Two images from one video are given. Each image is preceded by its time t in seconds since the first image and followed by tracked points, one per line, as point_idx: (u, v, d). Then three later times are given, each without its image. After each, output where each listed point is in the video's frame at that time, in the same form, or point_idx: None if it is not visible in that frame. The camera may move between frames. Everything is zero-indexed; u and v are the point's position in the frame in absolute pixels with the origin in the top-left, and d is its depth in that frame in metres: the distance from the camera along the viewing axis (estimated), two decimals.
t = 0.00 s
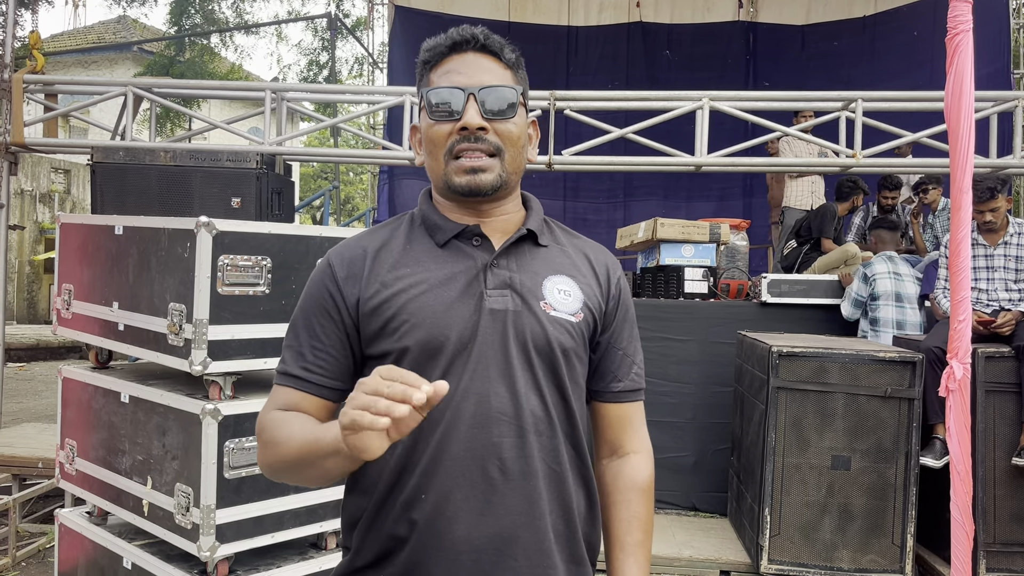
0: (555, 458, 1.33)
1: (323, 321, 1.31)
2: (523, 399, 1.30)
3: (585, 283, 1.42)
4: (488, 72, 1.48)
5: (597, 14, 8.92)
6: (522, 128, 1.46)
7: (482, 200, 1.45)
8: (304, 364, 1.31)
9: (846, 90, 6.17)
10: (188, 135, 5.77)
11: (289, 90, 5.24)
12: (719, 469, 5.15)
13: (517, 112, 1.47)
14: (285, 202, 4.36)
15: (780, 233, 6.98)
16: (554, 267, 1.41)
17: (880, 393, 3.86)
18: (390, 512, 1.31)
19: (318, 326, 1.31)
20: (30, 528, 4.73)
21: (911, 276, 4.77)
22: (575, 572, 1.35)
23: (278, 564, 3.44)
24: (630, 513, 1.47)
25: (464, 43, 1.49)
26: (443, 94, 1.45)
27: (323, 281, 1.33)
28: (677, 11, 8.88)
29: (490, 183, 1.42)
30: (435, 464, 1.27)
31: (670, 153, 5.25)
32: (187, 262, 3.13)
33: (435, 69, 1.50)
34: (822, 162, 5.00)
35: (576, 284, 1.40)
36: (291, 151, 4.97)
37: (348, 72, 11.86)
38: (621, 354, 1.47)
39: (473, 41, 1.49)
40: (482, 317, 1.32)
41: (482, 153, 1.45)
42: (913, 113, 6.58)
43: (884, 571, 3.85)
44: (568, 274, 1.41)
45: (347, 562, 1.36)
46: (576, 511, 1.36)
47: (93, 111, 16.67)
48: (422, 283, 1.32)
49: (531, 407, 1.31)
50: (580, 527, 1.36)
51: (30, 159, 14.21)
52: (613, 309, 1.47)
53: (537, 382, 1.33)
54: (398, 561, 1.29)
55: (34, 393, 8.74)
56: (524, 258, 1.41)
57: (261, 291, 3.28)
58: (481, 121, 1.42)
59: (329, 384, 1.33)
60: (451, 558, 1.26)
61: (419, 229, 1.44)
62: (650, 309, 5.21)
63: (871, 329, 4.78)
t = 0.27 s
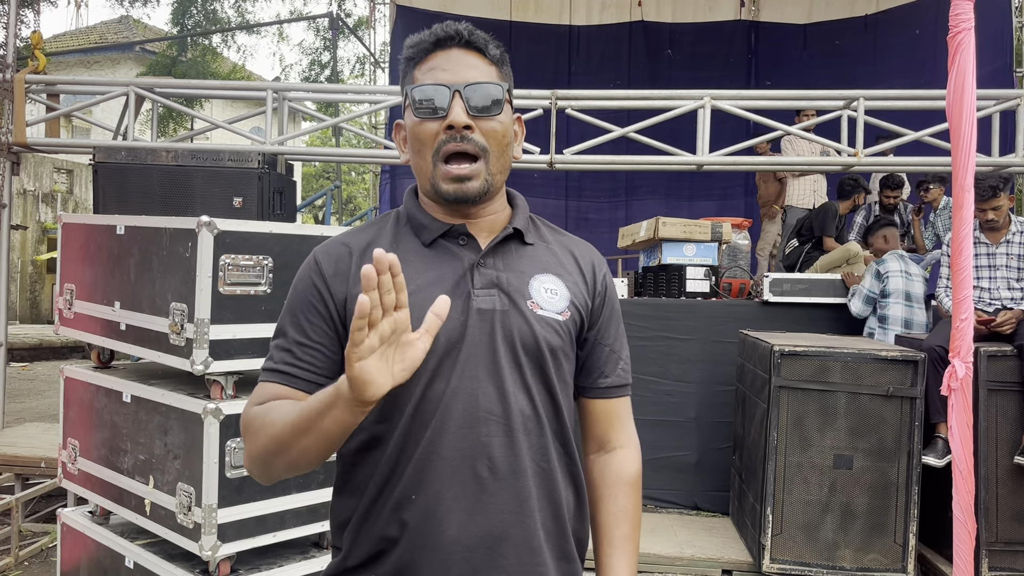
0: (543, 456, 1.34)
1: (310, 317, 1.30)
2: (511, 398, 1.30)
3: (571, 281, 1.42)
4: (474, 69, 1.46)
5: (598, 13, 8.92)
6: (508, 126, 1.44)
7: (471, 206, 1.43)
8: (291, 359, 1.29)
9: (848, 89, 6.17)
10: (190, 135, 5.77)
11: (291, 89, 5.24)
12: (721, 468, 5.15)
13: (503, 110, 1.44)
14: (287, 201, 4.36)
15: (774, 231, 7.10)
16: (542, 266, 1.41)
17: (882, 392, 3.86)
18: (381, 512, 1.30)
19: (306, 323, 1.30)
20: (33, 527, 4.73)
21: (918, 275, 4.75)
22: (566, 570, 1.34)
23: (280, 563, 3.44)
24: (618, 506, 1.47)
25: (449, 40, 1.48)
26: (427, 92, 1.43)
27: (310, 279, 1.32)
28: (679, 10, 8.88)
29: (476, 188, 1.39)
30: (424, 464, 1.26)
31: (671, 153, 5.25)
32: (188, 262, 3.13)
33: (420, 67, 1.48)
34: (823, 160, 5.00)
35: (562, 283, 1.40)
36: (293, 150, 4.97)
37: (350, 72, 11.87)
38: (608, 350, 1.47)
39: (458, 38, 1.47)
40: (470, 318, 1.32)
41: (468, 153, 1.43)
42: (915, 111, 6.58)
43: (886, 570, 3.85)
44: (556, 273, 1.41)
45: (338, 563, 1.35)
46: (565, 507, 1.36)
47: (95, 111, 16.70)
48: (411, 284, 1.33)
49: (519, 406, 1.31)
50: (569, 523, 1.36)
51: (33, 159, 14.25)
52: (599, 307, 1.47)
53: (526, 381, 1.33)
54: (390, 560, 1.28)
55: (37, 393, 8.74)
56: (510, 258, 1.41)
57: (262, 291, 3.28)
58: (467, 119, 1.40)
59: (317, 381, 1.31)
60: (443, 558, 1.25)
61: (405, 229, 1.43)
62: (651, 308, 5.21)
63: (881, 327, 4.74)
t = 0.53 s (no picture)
0: (528, 454, 1.30)
1: (289, 315, 1.27)
2: (494, 396, 1.27)
3: (553, 278, 1.40)
4: (458, 68, 1.44)
5: (600, 13, 8.94)
6: (492, 124, 1.42)
7: (452, 199, 1.40)
8: (271, 360, 1.27)
9: (850, 87, 6.17)
10: (193, 135, 5.78)
11: (293, 89, 5.25)
12: (723, 467, 5.15)
13: (488, 108, 1.43)
14: (289, 200, 4.37)
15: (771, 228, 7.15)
16: (523, 264, 1.38)
17: (885, 390, 3.86)
18: (366, 512, 1.25)
19: (285, 323, 1.27)
20: (36, 526, 4.75)
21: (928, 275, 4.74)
22: (551, 566, 1.31)
23: (282, 562, 3.45)
24: (602, 501, 1.44)
25: (433, 38, 1.46)
26: (411, 89, 1.40)
27: (289, 278, 1.29)
28: (680, 9, 8.88)
29: (462, 183, 1.38)
30: (408, 465, 1.22)
31: (673, 152, 5.25)
32: (190, 261, 3.14)
33: (403, 65, 1.45)
34: (825, 159, 4.99)
35: (544, 280, 1.37)
36: (296, 150, 4.98)
37: (352, 72, 11.89)
38: (589, 346, 1.45)
39: (441, 36, 1.45)
40: (452, 316, 1.28)
41: (452, 152, 1.41)
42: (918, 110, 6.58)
43: (888, 569, 3.85)
44: (537, 270, 1.38)
45: (323, 564, 1.31)
46: (550, 504, 1.32)
47: (97, 111, 16.73)
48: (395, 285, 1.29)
49: (502, 404, 1.28)
50: (554, 520, 1.33)
51: (36, 159, 14.29)
52: (580, 304, 1.45)
53: (509, 378, 1.29)
54: (377, 561, 1.23)
55: (41, 392, 8.77)
56: (493, 255, 1.38)
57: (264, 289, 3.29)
58: (452, 117, 1.38)
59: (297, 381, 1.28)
60: (429, 559, 1.20)
61: (386, 228, 1.40)
62: (653, 307, 5.21)
63: (894, 326, 4.74)
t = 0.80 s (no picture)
0: (508, 452, 1.27)
1: (269, 321, 1.24)
2: (473, 395, 1.24)
3: (532, 276, 1.37)
4: (435, 64, 1.42)
5: (602, 12, 8.95)
6: (471, 120, 1.40)
7: (432, 196, 1.38)
8: (252, 365, 1.23)
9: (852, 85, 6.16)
10: (196, 134, 5.79)
11: (296, 88, 5.26)
12: (726, 465, 5.16)
13: (468, 107, 1.41)
14: (291, 199, 4.38)
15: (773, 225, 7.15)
16: (502, 262, 1.36)
17: (887, 389, 3.86)
18: (346, 513, 1.22)
19: (264, 326, 1.23)
20: (40, 525, 4.76)
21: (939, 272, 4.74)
22: (532, 564, 1.29)
23: (285, 560, 3.45)
24: (582, 498, 1.42)
25: (410, 34, 1.43)
26: (389, 87, 1.37)
27: (267, 282, 1.25)
28: (682, 7, 8.88)
29: (442, 182, 1.35)
30: (387, 465, 1.20)
31: (675, 150, 5.25)
32: (193, 260, 3.14)
33: (380, 62, 1.42)
34: (828, 157, 4.98)
35: (524, 278, 1.35)
36: (298, 149, 4.98)
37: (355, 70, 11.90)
38: (569, 343, 1.42)
39: (419, 34, 1.42)
40: (431, 315, 1.25)
41: (432, 149, 1.38)
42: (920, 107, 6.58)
43: (892, 567, 3.85)
44: (516, 268, 1.36)
45: (303, 564, 1.28)
46: (530, 501, 1.30)
47: (100, 110, 16.77)
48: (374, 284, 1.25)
49: (482, 403, 1.25)
50: (534, 516, 1.30)
51: (39, 158, 14.33)
52: (560, 301, 1.42)
53: (488, 377, 1.26)
54: (356, 560, 1.20)
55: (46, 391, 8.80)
56: (471, 253, 1.36)
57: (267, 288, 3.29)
58: (432, 113, 1.35)
59: (278, 386, 1.25)
60: (409, 557, 1.18)
61: (364, 228, 1.36)
62: (656, 306, 5.21)
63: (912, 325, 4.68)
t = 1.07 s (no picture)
0: (490, 449, 1.27)
1: (247, 318, 1.24)
2: (454, 392, 1.23)
3: (513, 274, 1.35)
4: (411, 63, 1.41)
5: (604, 10, 8.95)
6: (448, 119, 1.39)
7: (410, 195, 1.37)
8: (231, 362, 1.23)
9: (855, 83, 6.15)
10: (199, 133, 5.79)
11: (299, 87, 5.25)
12: (730, 464, 5.15)
13: (444, 105, 1.40)
14: (295, 197, 4.39)
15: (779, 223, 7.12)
16: (483, 260, 1.35)
17: (891, 387, 3.85)
18: (329, 511, 1.22)
19: (243, 324, 1.24)
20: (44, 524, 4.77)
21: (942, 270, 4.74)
22: (515, 561, 1.28)
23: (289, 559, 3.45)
24: (565, 495, 1.40)
25: (386, 34, 1.43)
26: (364, 86, 1.37)
27: (246, 281, 1.25)
28: (685, 5, 8.87)
29: (418, 179, 1.35)
30: (367, 464, 1.19)
31: (678, 149, 5.24)
32: (196, 259, 3.14)
33: (357, 61, 1.42)
34: (831, 155, 4.97)
35: (504, 276, 1.34)
36: (301, 148, 4.98)
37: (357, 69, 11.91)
38: (552, 340, 1.40)
39: (395, 33, 1.42)
40: (411, 314, 1.24)
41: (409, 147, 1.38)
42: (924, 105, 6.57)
43: (895, 565, 3.85)
44: (497, 266, 1.34)
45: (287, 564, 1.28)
46: (513, 498, 1.29)
47: (104, 110, 16.80)
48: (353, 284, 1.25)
49: (462, 401, 1.24)
50: (517, 514, 1.30)
51: (43, 158, 14.36)
52: (542, 297, 1.40)
53: (469, 375, 1.26)
54: (339, 562, 1.20)
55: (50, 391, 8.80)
56: (451, 252, 1.35)
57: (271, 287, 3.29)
58: (407, 112, 1.34)
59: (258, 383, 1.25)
60: (392, 557, 1.18)
61: (344, 228, 1.37)
62: (659, 304, 5.21)
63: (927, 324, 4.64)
